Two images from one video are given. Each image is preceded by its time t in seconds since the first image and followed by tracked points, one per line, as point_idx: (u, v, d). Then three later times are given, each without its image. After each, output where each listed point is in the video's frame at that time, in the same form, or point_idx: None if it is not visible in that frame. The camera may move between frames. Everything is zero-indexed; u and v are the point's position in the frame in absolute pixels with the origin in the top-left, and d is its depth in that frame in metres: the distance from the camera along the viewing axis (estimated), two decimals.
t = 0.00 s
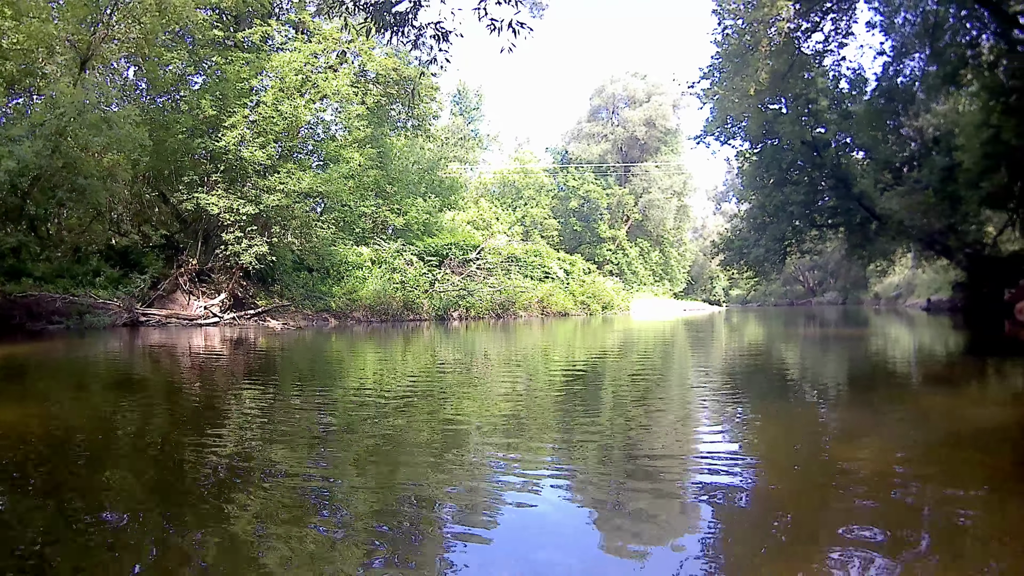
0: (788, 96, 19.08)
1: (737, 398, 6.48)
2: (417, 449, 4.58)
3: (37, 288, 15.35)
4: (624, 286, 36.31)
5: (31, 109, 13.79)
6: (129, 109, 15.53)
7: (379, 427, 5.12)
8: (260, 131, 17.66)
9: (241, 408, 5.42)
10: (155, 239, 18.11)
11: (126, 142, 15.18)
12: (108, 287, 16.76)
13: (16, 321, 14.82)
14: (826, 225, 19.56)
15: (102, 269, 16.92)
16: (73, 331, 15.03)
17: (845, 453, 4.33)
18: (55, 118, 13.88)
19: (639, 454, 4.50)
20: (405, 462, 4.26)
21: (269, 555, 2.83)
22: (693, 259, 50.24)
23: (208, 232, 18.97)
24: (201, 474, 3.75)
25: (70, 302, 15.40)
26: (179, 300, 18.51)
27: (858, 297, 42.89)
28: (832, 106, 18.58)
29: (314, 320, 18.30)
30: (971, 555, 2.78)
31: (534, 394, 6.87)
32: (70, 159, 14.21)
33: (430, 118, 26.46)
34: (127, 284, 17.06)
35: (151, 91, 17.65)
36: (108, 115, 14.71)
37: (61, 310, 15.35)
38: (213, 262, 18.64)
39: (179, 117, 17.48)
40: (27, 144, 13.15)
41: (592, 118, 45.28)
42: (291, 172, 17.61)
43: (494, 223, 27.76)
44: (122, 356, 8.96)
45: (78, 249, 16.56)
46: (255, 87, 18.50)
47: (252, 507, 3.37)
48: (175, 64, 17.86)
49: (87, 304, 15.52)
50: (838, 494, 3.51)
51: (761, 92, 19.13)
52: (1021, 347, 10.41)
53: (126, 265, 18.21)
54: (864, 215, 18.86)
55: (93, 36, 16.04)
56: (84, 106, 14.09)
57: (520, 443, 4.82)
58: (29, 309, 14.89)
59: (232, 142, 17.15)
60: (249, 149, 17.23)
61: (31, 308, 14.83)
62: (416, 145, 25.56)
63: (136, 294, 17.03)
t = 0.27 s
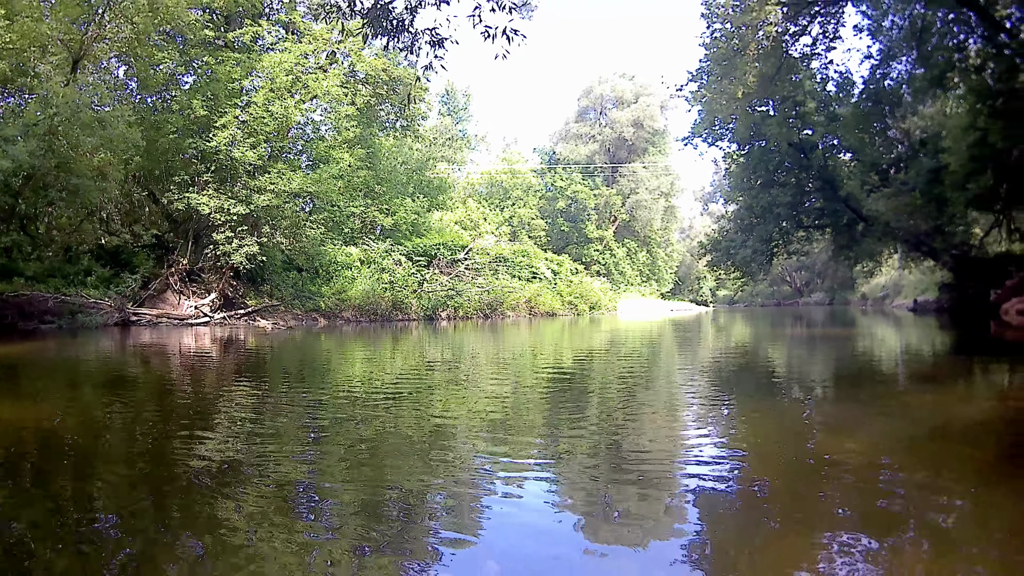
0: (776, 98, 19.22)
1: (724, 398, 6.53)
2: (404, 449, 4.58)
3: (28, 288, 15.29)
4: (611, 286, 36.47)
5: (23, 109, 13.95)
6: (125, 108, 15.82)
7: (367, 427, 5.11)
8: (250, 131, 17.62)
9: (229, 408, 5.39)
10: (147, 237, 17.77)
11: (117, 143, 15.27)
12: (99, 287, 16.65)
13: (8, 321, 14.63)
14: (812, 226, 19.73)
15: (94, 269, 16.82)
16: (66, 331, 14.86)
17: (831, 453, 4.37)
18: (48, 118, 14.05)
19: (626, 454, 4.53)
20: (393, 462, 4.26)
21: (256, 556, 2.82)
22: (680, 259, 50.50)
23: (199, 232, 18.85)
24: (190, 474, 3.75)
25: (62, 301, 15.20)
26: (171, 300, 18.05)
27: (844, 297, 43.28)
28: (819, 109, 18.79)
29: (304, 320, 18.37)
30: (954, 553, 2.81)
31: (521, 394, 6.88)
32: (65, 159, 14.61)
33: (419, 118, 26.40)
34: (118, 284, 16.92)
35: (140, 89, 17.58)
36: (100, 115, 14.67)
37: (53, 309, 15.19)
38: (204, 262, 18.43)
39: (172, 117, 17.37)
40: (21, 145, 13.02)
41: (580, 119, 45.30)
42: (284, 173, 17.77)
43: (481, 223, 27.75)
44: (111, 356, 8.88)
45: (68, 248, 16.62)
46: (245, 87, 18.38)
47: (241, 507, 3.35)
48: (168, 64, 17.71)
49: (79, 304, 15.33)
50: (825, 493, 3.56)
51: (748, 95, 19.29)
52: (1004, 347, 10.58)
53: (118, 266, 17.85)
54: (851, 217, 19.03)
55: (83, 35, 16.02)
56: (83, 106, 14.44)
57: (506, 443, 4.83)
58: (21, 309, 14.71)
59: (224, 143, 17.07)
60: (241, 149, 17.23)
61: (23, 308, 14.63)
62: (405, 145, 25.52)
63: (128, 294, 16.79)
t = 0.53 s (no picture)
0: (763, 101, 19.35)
1: (710, 398, 6.59)
2: (391, 449, 4.58)
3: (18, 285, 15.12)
4: (598, 287, 36.60)
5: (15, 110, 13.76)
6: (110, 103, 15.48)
7: (354, 427, 5.09)
8: (238, 130, 17.78)
9: (215, 407, 5.36)
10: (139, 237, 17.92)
11: (111, 145, 15.15)
12: (90, 286, 16.47)
13: None
14: (798, 228, 19.88)
15: (83, 267, 16.55)
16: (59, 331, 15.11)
17: (817, 454, 4.41)
18: (38, 117, 13.93)
19: (613, 454, 4.56)
20: (381, 462, 4.25)
21: (244, 557, 2.81)
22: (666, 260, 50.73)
23: (189, 231, 18.90)
24: (178, 473, 3.73)
25: (52, 300, 15.29)
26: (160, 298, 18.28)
27: (828, 299, 43.73)
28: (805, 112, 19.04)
29: (292, 319, 18.21)
30: (939, 553, 2.85)
31: (508, 394, 6.90)
32: (59, 157, 14.34)
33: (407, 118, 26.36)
34: (108, 282, 16.72)
35: (129, 88, 17.51)
36: (94, 115, 14.55)
37: (43, 308, 15.28)
38: (194, 262, 18.57)
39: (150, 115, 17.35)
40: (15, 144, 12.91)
41: (568, 120, 45.37)
42: (274, 173, 17.95)
43: (468, 223, 27.75)
44: (103, 356, 8.63)
45: (58, 246, 16.39)
46: (233, 85, 18.57)
47: (229, 508, 3.33)
48: (161, 61, 17.59)
49: (71, 303, 15.47)
50: (810, 493, 3.60)
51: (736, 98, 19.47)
52: (986, 348, 10.79)
53: (107, 264, 17.53)
54: (837, 219, 19.17)
55: (75, 32, 15.69)
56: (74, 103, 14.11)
57: (493, 443, 4.85)
58: (11, 307, 14.77)
59: (214, 143, 17.20)
60: (231, 149, 17.36)
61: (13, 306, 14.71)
62: (392, 145, 25.48)
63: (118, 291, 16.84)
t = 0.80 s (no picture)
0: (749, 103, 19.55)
1: (695, 398, 6.67)
2: (380, 449, 4.61)
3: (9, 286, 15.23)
4: (584, 288, 36.76)
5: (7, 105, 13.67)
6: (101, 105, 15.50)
7: (344, 427, 5.11)
8: (228, 132, 17.70)
9: (205, 408, 5.37)
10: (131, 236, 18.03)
11: (101, 146, 15.10)
12: (80, 287, 16.66)
13: None
14: (784, 229, 20.04)
15: (73, 268, 16.69)
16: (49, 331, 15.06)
17: (805, 452, 4.47)
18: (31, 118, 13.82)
19: (599, 453, 4.61)
20: (371, 463, 4.25)
21: (235, 558, 2.81)
22: (653, 261, 50.94)
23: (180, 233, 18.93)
24: (168, 473, 3.74)
25: (42, 301, 15.33)
26: (151, 300, 18.16)
27: (815, 299, 44.15)
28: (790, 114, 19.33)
29: (281, 320, 18.38)
30: (925, 547, 2.89)
31: (496, 394, 6.95)
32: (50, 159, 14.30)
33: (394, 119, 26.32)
34: (99, 283, 16.97)
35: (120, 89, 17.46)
36: (85, 116, 14.53)
37: (34, 309, 15.30)
38: (184, 263, 18.69)
39: (143, 117, 17.34)
40: (8, 145, 12.82)
41: (554, 121, 45.45)
42: (264, 175, 17.88)
43: (456, 224, 27.73)
44: (94, 357, 8.72)
45: (49, 247, 16.49)
46: (221, 85, 18.57)
47: (220, 508, 3.33)
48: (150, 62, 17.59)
49: (63, 304, 15.58)
50: (794, 490, 3.66)
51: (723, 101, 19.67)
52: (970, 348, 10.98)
53: (97, 266, 17.71)
54: (822, 220, 19.33)
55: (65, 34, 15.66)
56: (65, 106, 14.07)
57: (480, 442, 4.89)
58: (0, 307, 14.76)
59: (204, 144, 17.10)
60: (220, 150, 17.29)
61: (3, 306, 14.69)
62: (380, 146, 25.43)
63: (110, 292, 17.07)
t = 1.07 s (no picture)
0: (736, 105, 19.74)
1: (682, 398, 6.73)
2: (368, 449, 4.63)
3: None
4: (571, 288, 36.87)
5: None
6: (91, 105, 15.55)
7: (333, 428, 5.12)
8: (217, 133, 17.69)
9: (194, 408, 5.38)
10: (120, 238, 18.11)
11: (91, 149, 15.17)
12: (70, 287, 16.40)
13: None
14: (770, 230, 20.19)
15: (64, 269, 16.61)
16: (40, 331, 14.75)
17: (792, 452, 4.51)
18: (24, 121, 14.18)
19: (585, 453, 4.67)
20: (360, 465, 4.27)
21: (226, 560, 2.82)
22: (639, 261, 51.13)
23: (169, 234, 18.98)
24: (158, 475, 3.74)
25: (34, 302, 15.09)
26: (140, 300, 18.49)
27: (801, 300, 44.54)
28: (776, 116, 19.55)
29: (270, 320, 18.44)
30: (907, 546, 2.96)
31: (483, 395, 6.99)
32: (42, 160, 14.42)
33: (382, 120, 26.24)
34: (90, 284, 16.87)
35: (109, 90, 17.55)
36: (75, 117, 14.59)
37: (26, 310, 15.08)
38: (173, 264, 18.78)
39: (133, 117, 17.43)
40: None
41: (541, 122, 45.50)
42: (253, 176, 17.81)
43: (443, 225, 27.69)
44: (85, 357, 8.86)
45: (39, 248, 16.57)
46: (210, 87, 18.59)
47: (209, 509, 3.34)
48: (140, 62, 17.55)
49: (53, 305, 15.31)
50: (780, 490, 3.71)
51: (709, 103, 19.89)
52: (955, 347, 11.12)
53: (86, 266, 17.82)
54: (808, 222, 19.47)
55: (55, 33, 15.93)
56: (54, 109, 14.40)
57: (467, 443, 4.92)
58: None
59: (193, 147, 17.21)
60: (209, 151, 17.29)
61: None
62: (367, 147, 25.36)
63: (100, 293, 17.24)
